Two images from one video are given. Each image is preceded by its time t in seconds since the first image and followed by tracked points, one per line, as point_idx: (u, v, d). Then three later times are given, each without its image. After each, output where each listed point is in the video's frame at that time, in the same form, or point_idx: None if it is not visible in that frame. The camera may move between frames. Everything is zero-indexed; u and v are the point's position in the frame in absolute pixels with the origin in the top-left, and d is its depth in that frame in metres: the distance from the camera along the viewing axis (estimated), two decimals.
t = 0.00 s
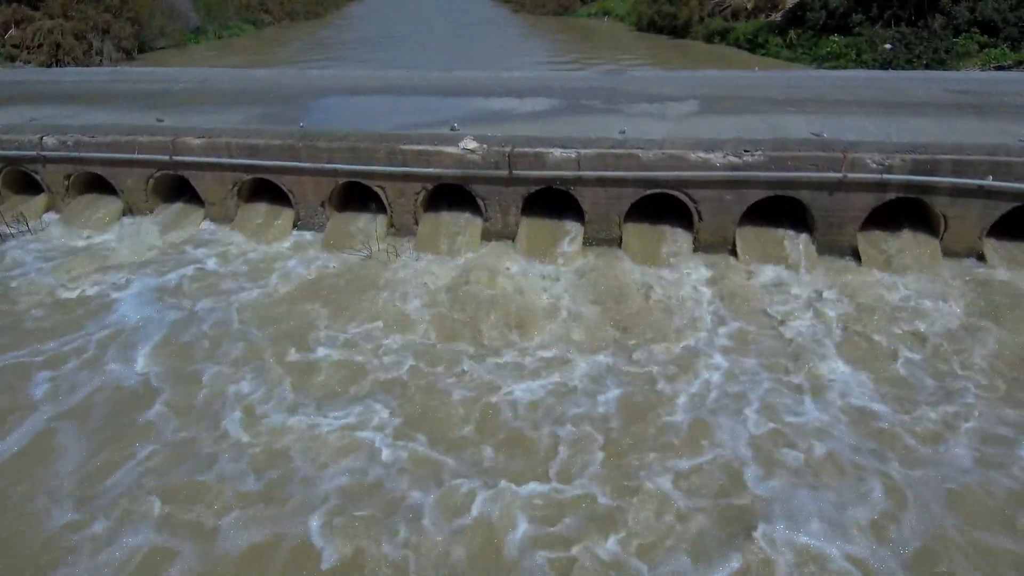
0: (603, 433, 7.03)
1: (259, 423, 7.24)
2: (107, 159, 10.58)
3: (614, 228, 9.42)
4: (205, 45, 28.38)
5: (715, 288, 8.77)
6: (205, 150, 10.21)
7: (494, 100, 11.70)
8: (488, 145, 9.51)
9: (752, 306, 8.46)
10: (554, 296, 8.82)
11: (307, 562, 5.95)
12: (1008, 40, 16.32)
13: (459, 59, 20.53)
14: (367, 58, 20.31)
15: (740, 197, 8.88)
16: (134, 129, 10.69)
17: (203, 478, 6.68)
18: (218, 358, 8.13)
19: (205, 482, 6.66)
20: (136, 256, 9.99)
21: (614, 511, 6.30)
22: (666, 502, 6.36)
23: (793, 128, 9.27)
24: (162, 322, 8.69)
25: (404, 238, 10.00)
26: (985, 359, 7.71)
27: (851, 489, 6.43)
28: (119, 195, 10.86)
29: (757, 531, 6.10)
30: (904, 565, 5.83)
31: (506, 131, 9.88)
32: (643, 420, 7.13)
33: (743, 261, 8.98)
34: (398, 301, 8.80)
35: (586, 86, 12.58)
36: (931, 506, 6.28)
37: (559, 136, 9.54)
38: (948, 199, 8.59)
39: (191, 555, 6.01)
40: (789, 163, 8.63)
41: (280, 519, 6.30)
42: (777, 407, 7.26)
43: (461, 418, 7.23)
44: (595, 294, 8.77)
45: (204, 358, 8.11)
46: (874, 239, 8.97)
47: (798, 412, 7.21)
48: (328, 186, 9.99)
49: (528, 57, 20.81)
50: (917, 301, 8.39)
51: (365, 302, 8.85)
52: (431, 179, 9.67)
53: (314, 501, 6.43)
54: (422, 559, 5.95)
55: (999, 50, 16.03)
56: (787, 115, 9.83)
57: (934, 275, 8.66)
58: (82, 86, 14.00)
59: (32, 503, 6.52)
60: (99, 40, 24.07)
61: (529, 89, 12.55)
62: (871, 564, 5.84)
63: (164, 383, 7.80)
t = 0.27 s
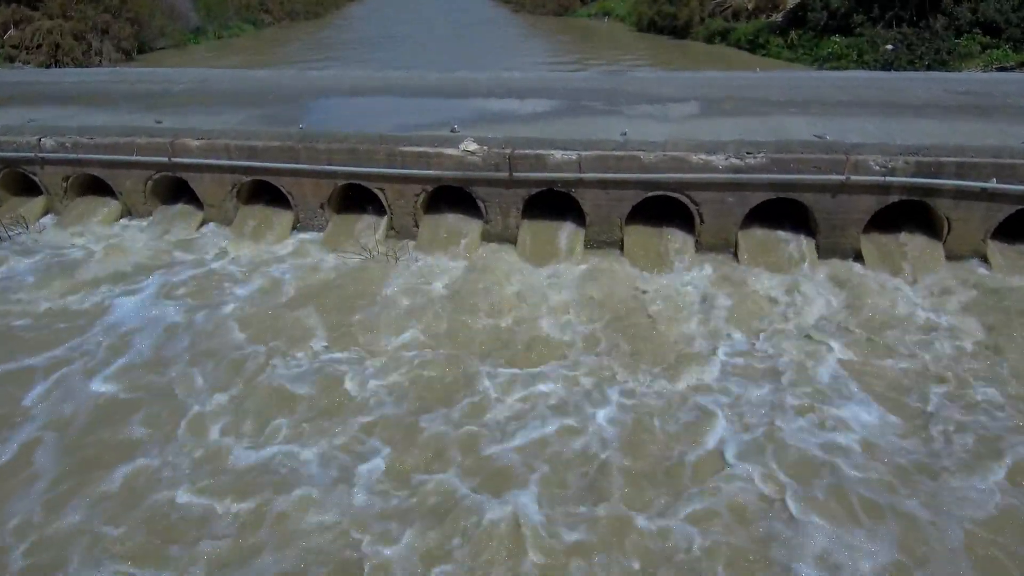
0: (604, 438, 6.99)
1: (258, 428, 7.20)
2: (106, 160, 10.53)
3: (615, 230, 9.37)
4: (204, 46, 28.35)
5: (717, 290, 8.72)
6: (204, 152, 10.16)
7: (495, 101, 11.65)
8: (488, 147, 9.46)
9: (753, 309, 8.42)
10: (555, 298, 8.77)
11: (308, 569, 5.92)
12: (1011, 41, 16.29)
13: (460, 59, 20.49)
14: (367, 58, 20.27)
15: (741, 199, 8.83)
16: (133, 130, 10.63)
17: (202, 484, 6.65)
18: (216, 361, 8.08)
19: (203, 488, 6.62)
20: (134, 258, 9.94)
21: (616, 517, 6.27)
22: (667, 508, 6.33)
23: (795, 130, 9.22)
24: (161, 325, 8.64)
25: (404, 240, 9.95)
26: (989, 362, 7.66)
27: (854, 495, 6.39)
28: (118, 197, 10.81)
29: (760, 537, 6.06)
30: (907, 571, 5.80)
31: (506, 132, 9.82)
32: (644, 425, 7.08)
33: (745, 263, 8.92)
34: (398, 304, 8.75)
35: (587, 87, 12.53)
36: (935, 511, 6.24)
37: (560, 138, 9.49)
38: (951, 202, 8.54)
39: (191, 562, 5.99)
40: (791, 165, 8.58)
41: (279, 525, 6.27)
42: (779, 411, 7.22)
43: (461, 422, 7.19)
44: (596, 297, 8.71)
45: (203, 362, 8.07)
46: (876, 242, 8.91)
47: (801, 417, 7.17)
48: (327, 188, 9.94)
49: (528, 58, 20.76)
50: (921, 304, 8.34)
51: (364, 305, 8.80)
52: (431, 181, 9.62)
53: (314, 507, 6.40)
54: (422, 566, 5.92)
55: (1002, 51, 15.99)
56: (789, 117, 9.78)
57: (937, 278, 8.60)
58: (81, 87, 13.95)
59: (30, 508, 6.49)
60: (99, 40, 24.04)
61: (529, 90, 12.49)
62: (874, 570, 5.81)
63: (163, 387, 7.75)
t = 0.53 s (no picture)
0: (606, 441, 6.94)
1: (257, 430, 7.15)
2: (105, 162, 10.49)
3: (616, 232, 9.33)
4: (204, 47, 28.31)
5: (719, 292, 8.67)
6: (203, 153, 10.12)
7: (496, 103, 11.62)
8: (488, 148, 9.42)
9: (755, 311, 8.37)
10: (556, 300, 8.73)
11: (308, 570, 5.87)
12: (1013, 42, 16.25)
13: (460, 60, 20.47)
14: (367, 60, 20.24)
15: (743, 201, 8.79)
16: (132, 132, 10.60)
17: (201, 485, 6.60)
18: (215, 363, 8.03)
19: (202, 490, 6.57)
20: (133, 260, 9.90)
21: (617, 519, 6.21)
22: (670, 510, 6.28)
23: (797, 132, 9.18)
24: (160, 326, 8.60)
25: (404, 242, 9.91)
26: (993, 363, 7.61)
27: (858, 497, 6.34)
28: (117, 198, 10.77)
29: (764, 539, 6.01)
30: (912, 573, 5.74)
31: (507, 134, 9.78)
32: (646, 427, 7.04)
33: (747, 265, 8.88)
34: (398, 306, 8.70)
35: (587, 88, 12.49)
36: (940, 513, 6.19)
37: (561, 139, 9.45)
38: (954, 204, 8.50)
39: (190, 564, 5.93)
40: (793, 167, 8.53)
41: (279, 528, 6.22)
42: (781, 413, 7.17)
43: (461, 425, 7.15)
44: (597, 299, 8.67)
45: (202, 364, 8.02)
46: (879, 244, 8.87)
47: (804, 419, 7.11)
48: (327, 190, 9.90)
49: (528, 59, 20.72)
50: (924, 306, 8.29)
51: (364, 307, 8.75)
52: (431, 183, 9.58)
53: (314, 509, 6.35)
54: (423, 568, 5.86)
55: (1003, 52, 15.95)
56: (790, 118, 9.75)
57: (940, 280, 8.55)
58: (80, 89, 13.91)
59: (27, 510, 6.44)
60: (98, 41, 24.00)
61: (530, 91, 12.46)
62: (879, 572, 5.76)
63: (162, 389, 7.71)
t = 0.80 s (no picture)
0: (608, 443, 6.91)
1: (257, 431, 7.12)
2: (104, 163, 10.45)
3: (617, 234, 9.30)
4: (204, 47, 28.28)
5: (721, 294, 8.63)
6: (203, 155, 10.08)
7: (496, 104, 11.58)
8: (489, 150, 9.39)
9: (757, 313, 8.33)
10: (557, 302, 8.70)
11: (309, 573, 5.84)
12: (1014, 43, 16.17)
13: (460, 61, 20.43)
14: (367, 61, 20.20)
15: (745, 203, 8.75)
16: (131, 133, 10.56)
17: (202, 487, 6.58)
18: (215, 365, 7.99)
19: (202, 492, 6.55)
20: (133, 261, 9.87)
21: (620, 521, 6.19)
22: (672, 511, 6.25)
23: (798, 133, 9.14)
24: (160, 327, 8.57)
25: (404, 244, 9.88)
26: (997, 366, 7.58)
27: (861, 500, 6.31)
28: (116, 200, 10.73)
29: (767, 542, 5.97)
30: None
31: (507, 136, 9.75)
32: (649, 430, 7.00)
33: (749, 267, 8.85)
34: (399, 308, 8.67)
35: (588, 90, 12.46)
36: (944, 516, 6.16)
37: (561, 141, 9.41)
38: (957, 206, 8.46)
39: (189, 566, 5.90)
40: (795, 169, 8.49)
41: (279, 530, 6.18)
42: (784, 415, 7.15)
43: (462, 428, 7.11)
44: (598, 301, 8.63)
45: (202, 366, 7.98)
46: (881, 246, 8.83)
47: (807, 422, 7.07)
48: (327, 192, 9.87)
49: (529, 60, 20.70)
50: (927, 308, 8.26)
51: (365, 309, 8.72)
52: (431, 185, 9.54)
53: (314, 511, 6.31)
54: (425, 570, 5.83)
55: (1005, 53, 15.91)
56: (792, 120, 9.71)
57: (943, 282, 8.52)
58: (80, 90, 13.88)
59: (26, 512, 6.40)
60: (98, 42, 23.97)
61: (531, 93, 12.43)
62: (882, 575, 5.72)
63: (162, 389, 7.68)
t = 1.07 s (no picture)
0: (608, 447, 6.88)
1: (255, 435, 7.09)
2: (103, 165, 10.42)
3: (618, 236, 9.26)
4: (204, 48, 28.25)
5: (721, 296, 8.60)
6: (202, 156, 10.04)
7: (496, 105, 11.54)
8: (489, 151, 9.35)
9: (758, 315, 8.30)
10: (557, 304, 8.67)
11: None
12: (1016, 43, 16.19)
13: (460, 61, 20.39)
14: (367, 61, 20.15)
15: (746, 205, 8.71)
16: (130, 135, 10.52)
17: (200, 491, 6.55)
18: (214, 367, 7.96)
19: (200, 496, 6.52)
20: (132, 263, 9.84)
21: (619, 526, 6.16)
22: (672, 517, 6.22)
23: (800, 134, 9.09)
24: (158, 330, 8.54)
25: (404, 246, 9.85)
26: (1000, 369, 7.54)
27: (864, 505, 6.29)
28: (115, 201, 10.70)
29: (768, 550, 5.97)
30: None
31: (507, 137, 9.71)
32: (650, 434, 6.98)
33: (749, 269, 8.82)
34: (398, 311, 8.65)
35: (589, 90, 12.41)
36: (946, 522, 6.14)
37: (562, 142, 9.37)
38: (960, 208, 8.41)
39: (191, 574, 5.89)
40: (797, 170, 8.44)
41: (277, 535, 6.16)
42: (785, 419, 7.11)
43: (463, 431, 7.08)
44: (598, 303, 8.60)
45: (201, 369, 7.96)
46: (883, 247, 8.80)
47: (808, 425, 7.04)
48: (326, 193, 9.83)
49: (529, 61, 20.66)
50: (929, 310, 8.22)
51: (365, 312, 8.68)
52: (431, 186, 9.50)
53: (315, 516, 6.31)
54: None
55: (1006, 54, 15.88)
56: (794, 121, 9.66)
57: (946, 284, 8.47)
58: (79, 90, 13.84)
59: (27, 516, 6.39)
60: (97, 42, 23.93)
61: (531, 93, 12.38)
62: None
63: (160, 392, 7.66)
